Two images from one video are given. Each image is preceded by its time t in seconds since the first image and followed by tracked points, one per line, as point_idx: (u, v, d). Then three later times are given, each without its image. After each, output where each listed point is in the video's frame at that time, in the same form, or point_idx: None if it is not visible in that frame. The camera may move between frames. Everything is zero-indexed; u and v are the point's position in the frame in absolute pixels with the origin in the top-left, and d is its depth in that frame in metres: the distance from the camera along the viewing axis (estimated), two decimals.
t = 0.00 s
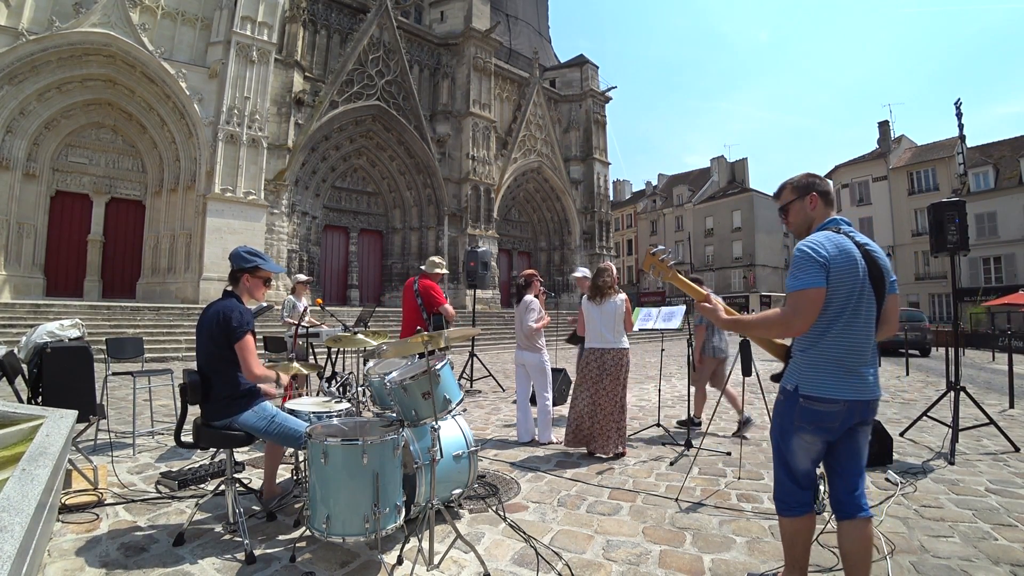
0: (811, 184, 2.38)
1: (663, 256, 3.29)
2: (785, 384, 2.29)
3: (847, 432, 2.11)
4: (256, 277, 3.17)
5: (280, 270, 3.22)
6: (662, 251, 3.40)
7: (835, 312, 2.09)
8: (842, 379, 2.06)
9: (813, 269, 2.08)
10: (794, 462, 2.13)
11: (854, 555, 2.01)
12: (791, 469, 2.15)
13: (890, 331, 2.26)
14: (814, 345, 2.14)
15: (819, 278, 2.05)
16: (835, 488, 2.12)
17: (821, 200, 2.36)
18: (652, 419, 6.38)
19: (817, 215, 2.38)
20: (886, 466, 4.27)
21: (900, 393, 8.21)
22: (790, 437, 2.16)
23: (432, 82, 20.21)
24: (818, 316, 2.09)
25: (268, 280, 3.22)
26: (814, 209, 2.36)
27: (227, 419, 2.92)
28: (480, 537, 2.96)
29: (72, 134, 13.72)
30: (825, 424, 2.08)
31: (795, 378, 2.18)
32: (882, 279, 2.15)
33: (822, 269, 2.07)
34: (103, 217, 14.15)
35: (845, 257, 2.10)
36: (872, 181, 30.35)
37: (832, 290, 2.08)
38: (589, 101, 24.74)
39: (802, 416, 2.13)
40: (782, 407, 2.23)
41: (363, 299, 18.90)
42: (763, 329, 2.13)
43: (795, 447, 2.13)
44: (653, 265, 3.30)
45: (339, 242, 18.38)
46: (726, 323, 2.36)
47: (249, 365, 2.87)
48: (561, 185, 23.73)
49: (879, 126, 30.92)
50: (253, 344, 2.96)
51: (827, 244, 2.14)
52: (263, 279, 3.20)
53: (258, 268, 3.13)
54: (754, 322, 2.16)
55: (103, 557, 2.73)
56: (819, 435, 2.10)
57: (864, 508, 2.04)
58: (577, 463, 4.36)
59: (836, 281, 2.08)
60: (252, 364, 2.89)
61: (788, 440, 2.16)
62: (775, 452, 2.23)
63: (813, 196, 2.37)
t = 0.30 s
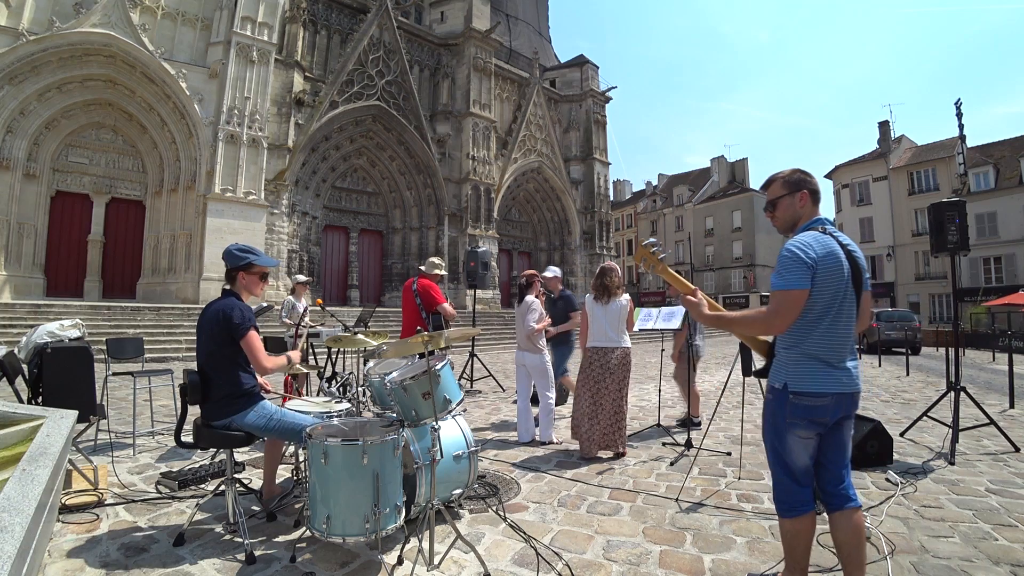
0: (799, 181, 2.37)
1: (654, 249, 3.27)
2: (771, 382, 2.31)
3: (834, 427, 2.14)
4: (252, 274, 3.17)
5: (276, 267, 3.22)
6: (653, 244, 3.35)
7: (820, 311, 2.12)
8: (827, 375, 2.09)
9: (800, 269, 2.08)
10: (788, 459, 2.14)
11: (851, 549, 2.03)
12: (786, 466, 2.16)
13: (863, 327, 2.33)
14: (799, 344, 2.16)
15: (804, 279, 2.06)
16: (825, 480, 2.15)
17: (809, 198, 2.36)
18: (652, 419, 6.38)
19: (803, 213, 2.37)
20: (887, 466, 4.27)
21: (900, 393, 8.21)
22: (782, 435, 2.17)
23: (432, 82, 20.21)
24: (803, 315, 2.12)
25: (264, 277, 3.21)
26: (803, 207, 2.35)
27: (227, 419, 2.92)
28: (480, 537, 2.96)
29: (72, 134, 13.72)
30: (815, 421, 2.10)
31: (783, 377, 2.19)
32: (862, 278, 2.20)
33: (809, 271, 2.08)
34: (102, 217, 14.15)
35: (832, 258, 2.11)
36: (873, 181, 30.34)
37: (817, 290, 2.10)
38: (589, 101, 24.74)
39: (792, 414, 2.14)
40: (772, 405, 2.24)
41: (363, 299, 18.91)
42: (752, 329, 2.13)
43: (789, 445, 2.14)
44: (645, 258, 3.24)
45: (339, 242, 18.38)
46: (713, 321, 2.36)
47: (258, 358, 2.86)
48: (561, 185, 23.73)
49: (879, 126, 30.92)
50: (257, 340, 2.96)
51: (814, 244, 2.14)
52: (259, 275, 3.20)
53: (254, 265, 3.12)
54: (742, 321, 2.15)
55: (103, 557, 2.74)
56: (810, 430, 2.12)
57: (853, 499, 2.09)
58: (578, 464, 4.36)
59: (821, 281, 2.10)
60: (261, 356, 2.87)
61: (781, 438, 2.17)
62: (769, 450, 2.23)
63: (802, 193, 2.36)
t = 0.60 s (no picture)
0: (782, 185, 2.42)
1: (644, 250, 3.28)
2: (754, 383, 2.37)
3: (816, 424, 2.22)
4: (253, 274, 3.18)
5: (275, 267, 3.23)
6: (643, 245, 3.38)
7: (804, 314, 2.18)
8: (810, 375, 2.17)
9: (787, 274, 2.14)
10: (776, 457, 2.20)
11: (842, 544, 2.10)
12: (773, 464, 2.21)
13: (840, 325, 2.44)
14: (784, 346, 2.22)
15: (790, 284, 2.12)
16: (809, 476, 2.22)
17: (791, 201, 2.41)
18: (651, 419, 6.39)
19: (786, 216, 2.42)
20: (887, 466, 4.27)
21: (900, 393, 8.22)
22: (768, 434, 2.23)
23: (432, 82, 20.22)
24: (788, 318, 2.18)
25: (264, 276, 3.22)
26: (785, 210, 2.40)
27: (227, 419, 2.92)
28: (480, 537, 2.96)
29: (72, 134, 13.72)
30: (799, 420, 2.18)
31: (767, 378, 2.25)
32: (842, 280, 2.27)
33: (795, 275, 2.14)
34: (102, 217, 14.15)
35: (815, 262, 2.18)
36: (873, 181, 30.35)
37: (801, 293, 2.17)
38: (589, 101, 24.74)
39: (778, 414, 2.20)
40: (757, 406, 2.30)
41: (363, 299, 18.92)
42: (740, 330, 2.18)
43: (776, 444, 2.20)
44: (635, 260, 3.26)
45: (339, 242, 18.38)
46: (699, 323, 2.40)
47: (248, 362, 2.84)
48: (561, 185, 23.73)
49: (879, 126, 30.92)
50: (252, 341, 2.94)
51: (800, 249, 2.20)
52: (260, 275, 3.20)
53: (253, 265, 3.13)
54: (730, 323, 2.19)
55: (103, 557, 2.73)
56: (794, 429, 2.19)
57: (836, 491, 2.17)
58: (578, 464, 4.36)
59: (806, 285, 2.16)
60: (250, 361, 2.86)
61: (768, 438, 2.23)
62: (755, 450, 2.29)
63: (784, 196, 2.40)
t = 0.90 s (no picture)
0: (768, 188, 2.43)
1: (637, 253, 3.34)
2: (742, 385, 2.39)
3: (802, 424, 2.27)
4: (253, 273, 3.19)
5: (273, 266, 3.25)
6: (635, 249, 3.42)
7: (792, 316, 2.21)
8: (799, 375, 2.20)
9: (777, 276, 2.15)
10: (767, 458, 2.21)
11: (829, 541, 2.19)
12: (765, 465, 2.22)
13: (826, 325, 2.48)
14: (772, 347, 2.25)
15: (780, 285, 2.14)
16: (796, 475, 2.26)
17: (776, 203, 2.43)
18: (652, 419, 6.39)
19: (772, 219, 2.44)
20: (887, 467, 4.27)
21: (900, 393, 8.22)
22: (759, 436, 2.25)
23: (432, 82, 20.21)
24: (778, 319, 2.20)
25: (263, 276, 3.23)
26: (770, 213, 2.42)
27: (227, 419, 2.92)
28: (480, 537, 2.96)
29: (72, 134, 13.72)
30: (788, 419, 2.21)
31: (756, 379, 2.27)
32: (827, 282, 2.32)
33: (784, 277, 2.16)
34: (102, 216, 14.15)
35: (804, 265, 2.20)
36: (873, 181, 30.36)
37: (791, 295, 2.19)
38: (589, 101, 24.74)
39: (767, 415, 2.23)
40: (746, 407, 2.32)
41: (363, 299, 18.91)
42: (732, 332, 2.18)
43: (767, 445, 2.22)
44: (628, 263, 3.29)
45: (339, 242, 18.38)
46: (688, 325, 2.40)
47: (255, 360, 2.88)
48: (561, 185, 23.73)
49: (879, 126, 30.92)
50: (255, 340, 2.96)
51: (789, 251, 2.22)
52: (259, 275, 3.22)
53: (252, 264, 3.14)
54: (722, 325, 2.19)
55: (103, 557, 2.73)
56: (783, 429, 2.22)
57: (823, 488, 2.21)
58: (578, 463, 4.36)
59: (795, 287, 2.19)
60: (254, 360, 2.88)
61: (759, 439, 2.25)
62: (746, 451, 2.30)
63: (769, 199, 2.42)
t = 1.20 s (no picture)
0: (761, 188, 2.45)
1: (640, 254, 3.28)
2: (740, 385, 2.39)
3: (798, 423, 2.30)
4: (254, 272, 3.21)
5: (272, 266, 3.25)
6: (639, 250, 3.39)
7: (791, 315, 2.23)
8: (797, 375, 2.23)
9: (777, 275, 2.16)
10: (767, 456, 2.21)
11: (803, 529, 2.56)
12: (766, 464, 2.22)
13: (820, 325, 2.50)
14: (771, 347, 2.26)
15: (780, 283, 2.14)
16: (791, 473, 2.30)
17: (769, 204, 2.44)
18: (652, 419, 6.39)
19: (767, 219, 2.45)
20: (887, 467, 4.27)
21: (900, 393, 8.22)
22: (759, 435, 2.24)
23: (432, 82, 20.21)
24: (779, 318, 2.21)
25: (263, 276, 3.24)
26: (764, 213, 2.43)
27: (226, 419, 2.92)
28: (480, 537, 2.96)
29: (72, 134, 13.72)
30: (788, 418, 2.23)
31: (755, 379, 2.27)
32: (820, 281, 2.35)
33: (784, 276, 2.17)
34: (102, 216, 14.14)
35: (803, 264, 2.21)
36: (873, 181, 30.36)
37: (790, 294, 2.21)
38: (589, 101, 24.73)
39: (767, 414, 2.24)
40: (745, 407, 2.32)
41: (363, 299, 18.91)
42: (735, 331, 2.16)
43: (768, 443, 2.22)
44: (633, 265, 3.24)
45: (339, 241, 18.38)
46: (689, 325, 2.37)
47: (253, 360, 2.88)
48: (561, 185, 23.73)
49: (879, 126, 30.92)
50: (255, 340, 2.97)
51: (788, 250, 2.23)
52: (259, 274, 3.23)
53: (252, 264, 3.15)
54: (726, 324, 2.16)
55: (103, 557, 2.73)
56: (782, 428, 2.23)
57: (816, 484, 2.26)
58: (577, 463, 4.36)
59: (794, 286, 2.20)
60: (255, 359, 2.89)
61: (759, 438, 2.25)
62: (746, 450, 2.30)
63: (762, 200, 2.44)
